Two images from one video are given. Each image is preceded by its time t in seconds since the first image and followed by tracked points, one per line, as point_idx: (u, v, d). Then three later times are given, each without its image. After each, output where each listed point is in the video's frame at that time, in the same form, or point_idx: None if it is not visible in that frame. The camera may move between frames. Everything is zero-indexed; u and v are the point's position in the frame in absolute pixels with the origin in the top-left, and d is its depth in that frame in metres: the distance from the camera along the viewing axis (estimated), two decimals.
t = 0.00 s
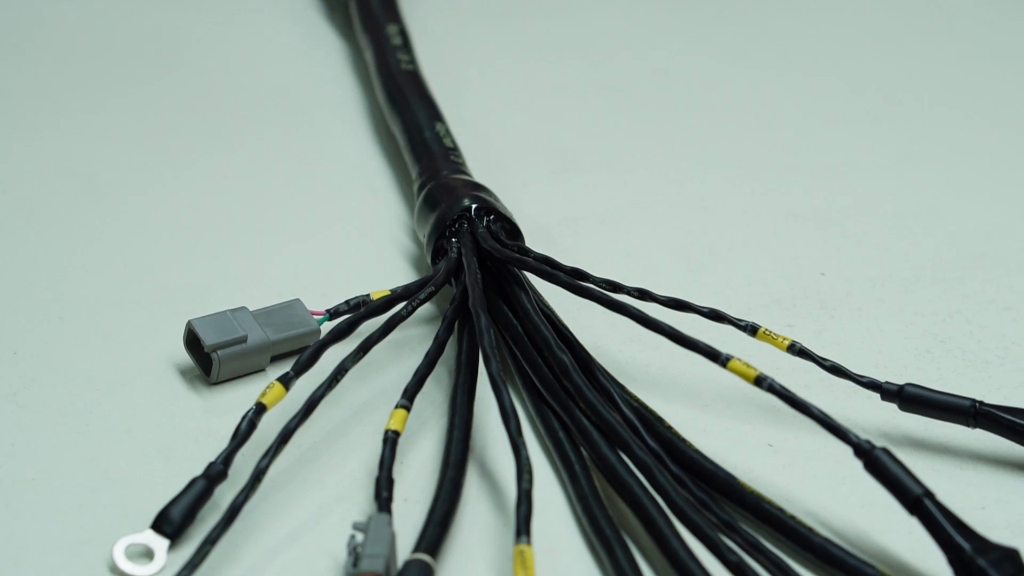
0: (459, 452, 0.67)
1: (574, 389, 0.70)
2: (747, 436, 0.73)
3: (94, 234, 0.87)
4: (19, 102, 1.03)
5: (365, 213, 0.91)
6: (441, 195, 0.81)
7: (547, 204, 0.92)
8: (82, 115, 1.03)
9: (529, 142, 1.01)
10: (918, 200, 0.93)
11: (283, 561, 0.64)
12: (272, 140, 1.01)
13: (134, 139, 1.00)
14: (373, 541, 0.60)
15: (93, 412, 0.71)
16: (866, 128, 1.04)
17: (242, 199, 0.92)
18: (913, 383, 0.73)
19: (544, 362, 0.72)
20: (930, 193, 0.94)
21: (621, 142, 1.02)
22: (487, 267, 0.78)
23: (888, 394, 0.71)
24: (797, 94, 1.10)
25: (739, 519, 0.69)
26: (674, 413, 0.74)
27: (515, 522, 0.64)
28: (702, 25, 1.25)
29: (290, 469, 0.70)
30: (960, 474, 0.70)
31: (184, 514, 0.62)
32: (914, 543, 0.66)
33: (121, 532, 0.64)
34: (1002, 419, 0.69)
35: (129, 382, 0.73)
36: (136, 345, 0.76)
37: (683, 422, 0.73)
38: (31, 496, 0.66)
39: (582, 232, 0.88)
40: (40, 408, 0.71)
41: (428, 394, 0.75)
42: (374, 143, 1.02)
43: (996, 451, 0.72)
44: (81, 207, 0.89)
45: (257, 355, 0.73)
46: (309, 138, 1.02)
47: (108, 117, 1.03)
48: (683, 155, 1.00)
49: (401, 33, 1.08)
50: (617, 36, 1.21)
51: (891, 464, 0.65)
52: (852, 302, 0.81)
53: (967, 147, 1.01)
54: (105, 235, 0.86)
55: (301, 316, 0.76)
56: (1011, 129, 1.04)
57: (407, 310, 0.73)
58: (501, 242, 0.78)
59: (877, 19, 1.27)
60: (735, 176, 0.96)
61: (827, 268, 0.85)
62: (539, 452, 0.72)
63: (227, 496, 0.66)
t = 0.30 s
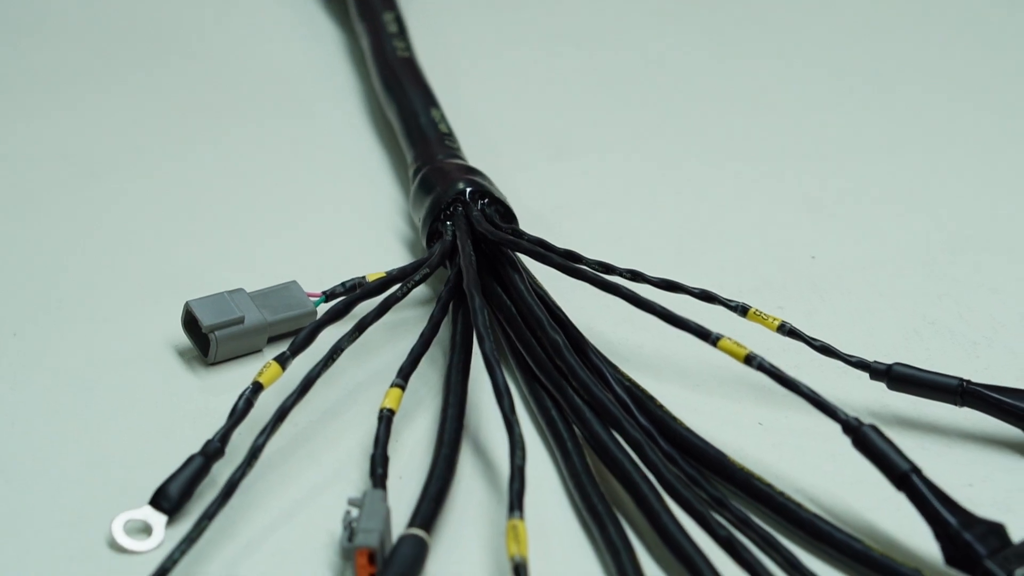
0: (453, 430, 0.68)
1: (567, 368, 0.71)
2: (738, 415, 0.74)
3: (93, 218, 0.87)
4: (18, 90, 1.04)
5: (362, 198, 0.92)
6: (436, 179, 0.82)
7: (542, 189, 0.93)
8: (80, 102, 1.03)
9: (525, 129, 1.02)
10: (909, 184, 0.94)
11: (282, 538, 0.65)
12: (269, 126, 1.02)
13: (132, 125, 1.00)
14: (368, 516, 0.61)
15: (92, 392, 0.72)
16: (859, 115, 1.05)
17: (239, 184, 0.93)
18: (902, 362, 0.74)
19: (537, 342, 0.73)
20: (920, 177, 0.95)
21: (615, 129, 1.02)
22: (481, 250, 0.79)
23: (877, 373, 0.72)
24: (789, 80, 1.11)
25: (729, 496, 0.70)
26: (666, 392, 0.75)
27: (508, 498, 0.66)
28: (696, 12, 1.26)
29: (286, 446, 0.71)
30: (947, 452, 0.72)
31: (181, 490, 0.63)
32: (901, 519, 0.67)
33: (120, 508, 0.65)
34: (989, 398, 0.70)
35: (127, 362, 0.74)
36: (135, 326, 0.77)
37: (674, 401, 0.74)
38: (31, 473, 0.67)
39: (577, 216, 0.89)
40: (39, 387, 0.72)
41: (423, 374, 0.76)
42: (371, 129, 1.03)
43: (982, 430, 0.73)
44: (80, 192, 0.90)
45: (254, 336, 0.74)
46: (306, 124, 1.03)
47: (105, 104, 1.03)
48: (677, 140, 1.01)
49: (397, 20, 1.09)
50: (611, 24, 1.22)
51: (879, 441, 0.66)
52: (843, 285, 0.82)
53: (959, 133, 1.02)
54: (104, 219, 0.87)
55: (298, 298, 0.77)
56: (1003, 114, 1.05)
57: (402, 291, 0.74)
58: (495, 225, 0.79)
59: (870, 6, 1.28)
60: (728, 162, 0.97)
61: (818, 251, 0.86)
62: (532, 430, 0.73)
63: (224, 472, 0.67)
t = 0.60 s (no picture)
0: (448, 409, 0.69)
1: (561, 348, 0.72)
2: (730, 394, 0.75)
3: (91, 203, 0.88)
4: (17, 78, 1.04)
5: (358, 183, 0.93)
6: (431, 163, 0.83)
7: (538, 175, 0.94)
8: (78, 90, 1.04)
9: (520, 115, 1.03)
10: (901, 168, 0.95)
11: (279, 515, 0.66)
12: (266, 113, 1.02)
13: (130, 112, 1.01)
14: (363, 492, 0.62)
15: (91, 372, 0.73)
16: (852, 102, 1.06)
17: (237, 170, 0.94)
18: (892, 342, 0.75)
19: (532, 323, 0.74)
20: (912, 162, 0.96)
21: (610, 117, 1.03)
22: (476, 233, 0.80)
23: (868, 353, 0.73)
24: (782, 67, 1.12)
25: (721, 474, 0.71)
26: (659, 372, 0.76)
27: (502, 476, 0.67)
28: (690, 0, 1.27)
29: (283, 425, 0.72)
30: (937, 431, 0.73)
31: (179, 468, 0.64)
32: (890, 496, 0.68)
33: (119, 486, 0.65)
34: (978, 377, 0.71)
35: (125, 343, 0.75)
36: (133, 308, 0.78)
37: (668, 380, 0.75)
38: (30, 452, 0.67)
39: (571, 201, 0.90)
40: (38, 369, 0.73)
41: (418, 355, 0.77)
42: (367, 116, 1.04)
43: (971, 409, 0.75)
44: (78, 177, 0.91)
45: (251, 317, 0.75)
46: (302, 111, 1.03)
47: (103, 92, 1.04)
48: (671, 127, 1.02)
49: (394, 8, 1.10)
50: (606, 12, 1.23)
51: (868, 419, 0.67)
52: (834, 268, 0.83)
53: (951, 119, 1.03)
54: (102, 203, 0.88)
55: (294, 280, 0.78)
56: (994, 101, 1.06)
57: (398, 273, 0.75)
58: (490, 208, 0.80)
59: None
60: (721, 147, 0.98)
61: (810, 235, 0.87)
62: (527, 410, 0.74)
63: (221, 451, 0.68)
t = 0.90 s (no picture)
0: (443, 388, 0.70)
1: (555, 328, 0.73)
2: (721, 373, 0.76)
3: (92, 188, 0.89)
4: (17, 66, 1.05)
5: (356, 168, 0.94)
6: (427, 148, 0.84)
7: (533, 160, 0.95)
8: (78, 77, 1.05)
9: (516, 102, 1.04)
10: (892, 153, 0.96)
11: (277, 492, 0.67)
12: (263, 99, 1.04)
13: (129, 99, 1.02)
14: (360, 468, 0.63)
15: (92, 352, 0.74)
16: (845, 89, 1.07)
17: (235, 155, 0.95)
18: (882, 323, 0.76)
19: (526, 303, 0.75)
20: (903, 146, 0.97)
21: (605, 103, 1.04)
22: (471, 216, 0.81)
23: (857, 333, 0.74)
24: (775, 54, 1.13)
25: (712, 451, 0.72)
26: (652, 352, 0.77)
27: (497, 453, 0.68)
28: None
29: (281, 404, 0.73)
30: (925, 409, 0.74)
31: (178, 445, 0.65)
32: (878, 471, 0.70)
33: (119, 462, 0.67)
34: (966, 356, 0.72)
35: (125, 324, 0.76)
36: (133, 291, 0.79)
37: (660, 360, 0.76)
38: (32, 429, 0.69)
39: (566, 186, 0.91)
40: (40, 348, 0.74)
41: (414, 335, 0.78)
42: (364, 102, 1.05)
43: (959, 389, 0.76)
44: (78, 163, 0.92)
45: (250, 299, 0.76)
46: (301, 97, 1.04)
47: (104, 79, 1.05)
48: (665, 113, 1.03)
49: None
50: None
51: (857, 396, 0.68)
52: (826, 251, 0.84)
53: (943, 105, 1.04)
54: (103, 188, 0.89)
55: (292, 263, 0.79)
56: (985, 87, 1.07)
57: (394, 255, 0.76)
58: (486, 191, 0.81)
59: None
60: (715, 134, 0.99)
61: (802, 218, 0.88)
62: (521, 389, 0.75)
63: (220, 428, 0.69)
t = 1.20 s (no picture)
0: (438, 368, 0.71)
1: (549, 309, 0.74)
2: (714, 354, 0.76)
3: (90, 173, 0.90)
4: (16, 54, 1.06)
5: (352, 155, 0.95)
6: (422, 133, 0.85)
7: (528, 147, 0.96)
8: (77, 65, 1.05)
9: (511, 90, 1.05)
10: (884, 140, 0.97)
11: (273, 471, 0.68)
12: (260, 87, 1.04)
13: (127, 87, 1.03)
14: (356, 446, 0.64)
15: (91, 334, 0.75)
16: (838, 77, 1.07)
17: (232, 142, 0.95)
18: (873, 305, 0.77)
19: (520, 285, 0.76)
20: (895, 134, 0.98)
21: (599, 91, 1.05)
22: (466, 200, 0.82)
23: (848, 315, 0.75)
24: (769, 42, 1.14)
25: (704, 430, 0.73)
26: (645, 334, 0.78)
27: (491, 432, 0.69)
28: None
29: (277, 384, 0.74)
30: (915, 389, 0.75)
31: (176, 424, 0.66)
32: (868, 449, 0.70)
33: (117, 441, 0.67)
34: (955, 337, 0.73)
35: (123, 306, 0.77)
36: (132, 274, 0.80)
37: (653, 342, 0.77)
38: (31, 408, 0.69)
39: (561, 172, 0.92)
40: (39, 330, 0.75)
41: (409, 317, 0.79)
42: (360, 90, 1.05)
43: (949, 369, 0.77)
44: (76, 149, 0.93)
45: (246, 281, 0.77)
46: (297, 85, 1.05)
47: (102, 66, 1.06)
48: (659, 100, 1.03)
49: None
50: None
51: (846, 375, 0.69)
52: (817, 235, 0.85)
53: (936, 94, 1.04)
54: (101, 173, 0.90)
55: (289, 246, 0.79)
56: (977, 76, 1.08)
57: (390, 238, 0.77)
58: (480, 175, 0.82)
59: None
60: (708, 121, 1.00)
61: (793, 203, 0.89)
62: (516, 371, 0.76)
63: (217, 408, 0.70)
